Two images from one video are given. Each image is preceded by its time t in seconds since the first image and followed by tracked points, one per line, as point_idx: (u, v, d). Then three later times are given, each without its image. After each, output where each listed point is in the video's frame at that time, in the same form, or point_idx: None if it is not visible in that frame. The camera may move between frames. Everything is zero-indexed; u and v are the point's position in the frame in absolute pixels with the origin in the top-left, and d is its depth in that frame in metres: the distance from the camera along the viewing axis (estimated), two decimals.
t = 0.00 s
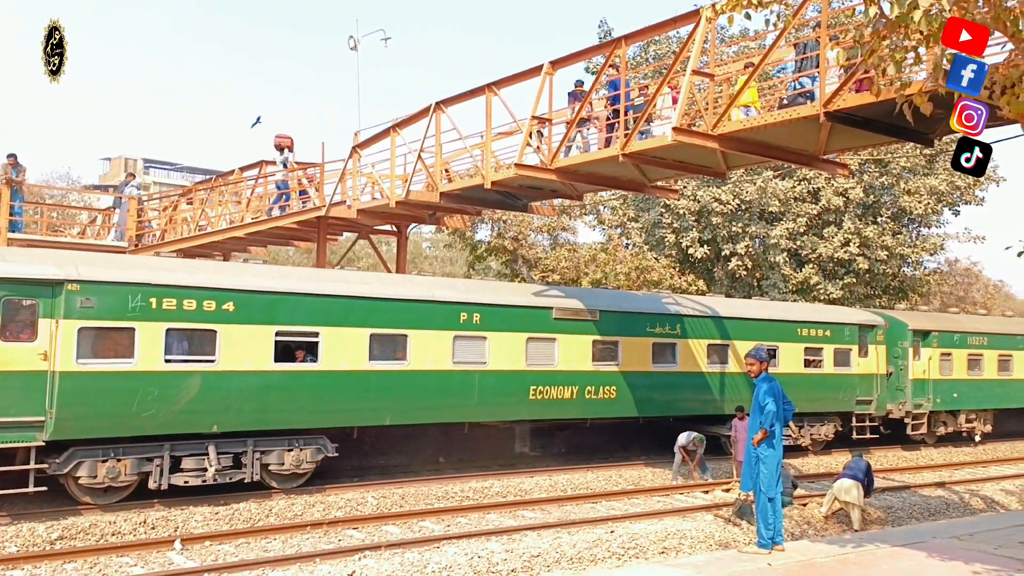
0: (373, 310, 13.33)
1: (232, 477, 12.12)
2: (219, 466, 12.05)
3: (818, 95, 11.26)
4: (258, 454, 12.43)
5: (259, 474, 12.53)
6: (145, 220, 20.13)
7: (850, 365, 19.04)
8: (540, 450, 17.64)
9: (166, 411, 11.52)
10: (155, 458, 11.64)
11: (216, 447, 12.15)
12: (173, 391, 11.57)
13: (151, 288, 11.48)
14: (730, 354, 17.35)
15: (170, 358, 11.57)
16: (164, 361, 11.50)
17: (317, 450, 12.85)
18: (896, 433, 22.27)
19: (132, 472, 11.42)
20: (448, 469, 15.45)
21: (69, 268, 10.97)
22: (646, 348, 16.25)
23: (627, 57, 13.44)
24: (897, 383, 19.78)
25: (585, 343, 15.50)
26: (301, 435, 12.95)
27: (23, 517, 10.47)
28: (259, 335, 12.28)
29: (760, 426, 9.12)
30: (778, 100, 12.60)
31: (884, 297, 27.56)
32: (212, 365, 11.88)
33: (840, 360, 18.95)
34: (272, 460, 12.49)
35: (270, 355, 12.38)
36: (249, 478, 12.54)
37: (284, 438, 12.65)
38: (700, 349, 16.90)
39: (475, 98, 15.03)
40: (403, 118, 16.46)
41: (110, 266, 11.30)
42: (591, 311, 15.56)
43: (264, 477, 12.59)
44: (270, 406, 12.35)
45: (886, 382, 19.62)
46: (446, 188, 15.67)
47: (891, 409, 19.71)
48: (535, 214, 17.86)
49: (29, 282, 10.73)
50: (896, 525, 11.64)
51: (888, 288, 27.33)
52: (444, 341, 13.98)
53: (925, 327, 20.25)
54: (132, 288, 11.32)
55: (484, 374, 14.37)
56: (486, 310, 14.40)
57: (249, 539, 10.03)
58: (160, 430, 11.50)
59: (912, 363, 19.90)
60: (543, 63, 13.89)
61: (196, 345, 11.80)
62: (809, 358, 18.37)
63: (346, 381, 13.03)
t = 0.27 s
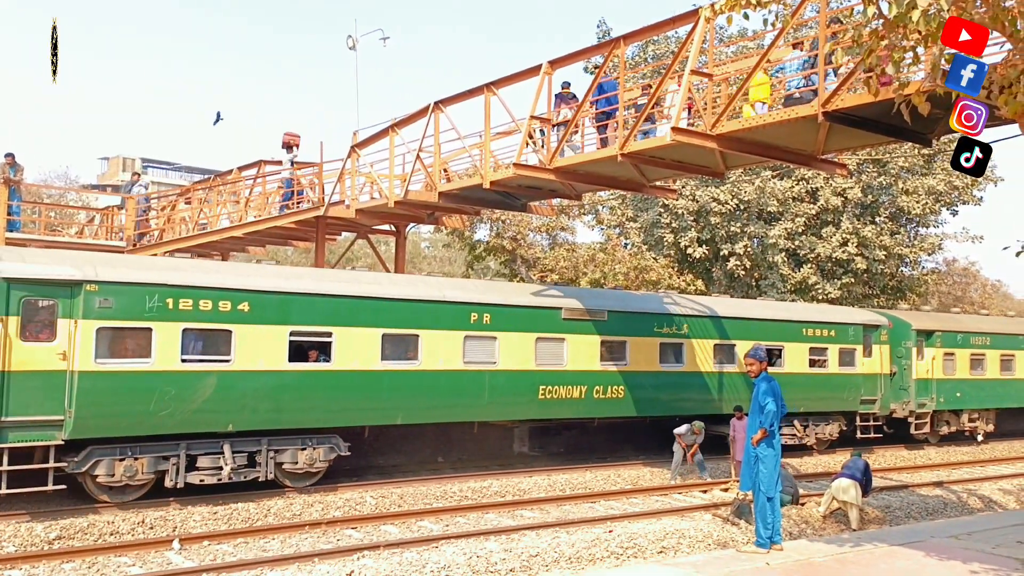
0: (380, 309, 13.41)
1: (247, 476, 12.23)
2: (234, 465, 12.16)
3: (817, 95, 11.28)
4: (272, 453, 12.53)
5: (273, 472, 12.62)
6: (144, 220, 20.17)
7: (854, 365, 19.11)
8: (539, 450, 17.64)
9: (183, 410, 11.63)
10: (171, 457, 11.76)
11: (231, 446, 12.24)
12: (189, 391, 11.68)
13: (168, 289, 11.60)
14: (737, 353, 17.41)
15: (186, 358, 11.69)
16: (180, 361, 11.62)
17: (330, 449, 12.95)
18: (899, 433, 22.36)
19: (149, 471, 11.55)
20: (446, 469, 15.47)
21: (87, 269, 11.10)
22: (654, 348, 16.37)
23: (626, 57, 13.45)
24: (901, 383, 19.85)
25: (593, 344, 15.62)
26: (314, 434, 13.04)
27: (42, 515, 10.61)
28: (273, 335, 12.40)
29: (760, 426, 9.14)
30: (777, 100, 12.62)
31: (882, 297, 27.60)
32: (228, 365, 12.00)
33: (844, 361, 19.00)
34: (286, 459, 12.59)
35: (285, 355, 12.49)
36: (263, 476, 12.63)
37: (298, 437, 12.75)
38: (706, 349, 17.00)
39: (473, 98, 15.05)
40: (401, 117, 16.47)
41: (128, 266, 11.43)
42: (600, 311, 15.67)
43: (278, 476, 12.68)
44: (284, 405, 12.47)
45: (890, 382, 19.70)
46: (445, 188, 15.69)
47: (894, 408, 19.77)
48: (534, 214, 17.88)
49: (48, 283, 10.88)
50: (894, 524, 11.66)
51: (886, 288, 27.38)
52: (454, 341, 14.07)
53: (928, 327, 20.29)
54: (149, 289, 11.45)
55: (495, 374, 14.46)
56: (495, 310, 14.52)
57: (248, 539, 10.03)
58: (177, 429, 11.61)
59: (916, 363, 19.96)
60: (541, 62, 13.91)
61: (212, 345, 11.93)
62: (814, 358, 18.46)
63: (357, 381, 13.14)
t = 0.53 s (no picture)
0: (383, 309, 13.47)
1: (260, 474, 12.38)
2: (247, 464, 12.30)
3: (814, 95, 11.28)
4: (284, 452, 12.67)
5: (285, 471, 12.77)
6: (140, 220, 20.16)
7: (856, 365, 19.20)
8: (535, 450, 17.63)
9: (197, 410, 11.76)
10: (185, 456, 11.90)
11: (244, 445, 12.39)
12: (203, 391, 11.82)
13: (183, 290, 11.78)
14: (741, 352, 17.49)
15: (201, 358, 11.84)
16: (195, 360, 11.77)
17: (341, 448, 13.09)
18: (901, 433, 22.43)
19: (163, 469, 11.69)
20: (443, 469, 15.47)
21: (104, 270, 11.26)
22: (659, 349, 16.47)
23: (622, 57, 13.45)
24: (903, 383, 19.94)
25: (601, 344, 15.76)
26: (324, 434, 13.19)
27: (59, 513, 10.76)
28: (286, 335, 12.55)
29: (757, 425, 9.15)
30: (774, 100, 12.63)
31: (878, 297, 27.64)
32: (241, 365, 12.15)
33: (846, 360, 19.07)
34: (297, 458, 12.74)
35: (297, 355, 12.63)
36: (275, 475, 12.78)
37: (310, 436, 12.88)
38: (710, 349, 17.11)
39: (470, 98, 15.05)
40: (398, 117, 16.46)
41: (143, 268, 11.60)
42: (605, 312, 15.80)
43: (290, 475, 12.82)
44: (297, 405, 12.61)
45: (892, 381, 19.78)
46: (441, 187, 15.68)
47: (896, 408, 19.88)
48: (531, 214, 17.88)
49: (65, 283, 11.03)
50: (890, 523, 11.68)
51: (882, 287, 27.43)
52: (463, 341, 14.21)
53: (930, 327, 20.37)
54: (164, 289, 11.63)
55: (503, 374, 14.57)
56: (503, 311, 14.64)
57: (245, 539, 10.03)
58: (191, 428, 11.73)
59: (917, 362, 20.07)
60: (537, 63, 13.91)
61: (225, 345, 12.08)
62: (818, 358, 18.60)
63: (367, 381, 13.26)
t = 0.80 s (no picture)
0: (381, 309, 13.48)
1: (271, 473, 12.49)
2: (258, 463, 12.42)
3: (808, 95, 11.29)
4: (295, 451, 12.77)
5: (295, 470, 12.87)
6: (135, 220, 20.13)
7: (857, 365, 19.33)
8: (530, 450, 17.63)
9: (209, 410, 11.88)
10: (197, 455, 12.00)
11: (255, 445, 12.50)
12: (215, 390, 11.94)
13: (195, 291, 11.88)
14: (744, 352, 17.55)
15: (213, 358, 11.96)
16: (207, 360, 11.89)
17: (350, 447, 13.19)
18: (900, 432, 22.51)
19: (176, 468, 11.80)
20: (439, 469, 15.47)
21: (117, 272, 11.37)
22: (663, 349, 16.57)
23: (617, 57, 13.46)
24: (903, 382, 20.05)
25: (606, 344, 15.87)
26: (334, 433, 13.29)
27: (74, 512, 10.88)
28: (296, 335, 12.66)
29: (754, 425, 9.17)
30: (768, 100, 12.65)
31: (873, 297, 27.69)
32: (253, 365, 12.27)
33: (846, 361, 19.20)
34: (307, 457, 12.84)
35: (307, 355, 12.74)
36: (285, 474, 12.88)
37: (319, 435, 12.98)
38: (713, 349, 17.22)
39: (465, 98, 15.05)
40: (393, 117, 16.45)
41: (156, 269, 11.72)
42: (610, 312, 15.91)
43: (300, 474, 12.93)
44: (307, 404, 12.72)
45: (892, 381, 19.90)
46: (436, 187, 15.67)
47: (896, 408, 20.02)
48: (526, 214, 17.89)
49: (79, 284, 11.15)
50: (884, 523, 11.70)
51: (876, 288, 27.49)
52: (471, 342, 14.31)
53: (929, 327, 20.47)
54: (177, 290, 11.75)
55: (509, 374, 14.70)
56: (510, 311, 14.75)
57: (240, 539, 10.02)
58: (203, 427, 11.85)
59: (917, 362, 20.16)
60: (533, 62, 13.91)
61: (237, 345, 12.20)
62: (819, 358, 18.73)
63: (376, 381, 13.36)
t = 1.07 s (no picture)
0: (380, 309, 13.48)
1: (281, 472, 12.57)
2: (269, 462, 12.50)
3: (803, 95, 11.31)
4: (304, 450, 12.85)
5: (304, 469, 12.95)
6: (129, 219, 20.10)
7: (858, 364, 19.43)
8: (526, 449, 17.62)
9: (220, 409, 11.95)
10: (209, 455, 12.08)
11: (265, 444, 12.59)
12: (227, 390, 12.02)
13: (207, 291, 11.95)
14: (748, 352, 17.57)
15: (225, 358, 12.04)
16: (219, 361, 11.96)
17: (359, 447, 13.28)
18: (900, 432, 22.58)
19: (187, 468, 11.86)
20: (434, 469, 15.45)
21: (130, 273, 11.42)
22: (667, 349, 16.68)
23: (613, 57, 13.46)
24: (903, 382, 20.13)
25: (611, 345, 15.99)
26: (342, 433, 13.39)
27: (87, 510, 10.96)
28: (306, 336, 12.75)
29: (749, 425, 9.17)
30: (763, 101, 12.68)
31: (867, 297, 27.71)
32: (264, 365, 12.35)
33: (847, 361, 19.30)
34: (317, 456, 12.93)
35: (317, 355, 12.84)
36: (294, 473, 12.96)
37: (328, 435, 13.06)
38: (716, 349, 17.33)
39: (460, 97, 15.04)
40: (388, 116, 16.44)
41: (168, 269, 11.77)
42: (614, 312, 16.04)
43: (309, 474, 13.01)
44: (317, 404, 12.81)
45: (892, 381, 19.99)
46: (432, 187, 15.66)
47: (896, 407, 20.09)
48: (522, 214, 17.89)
49: (93, 285, 11.19)
50: (879, 522, 11.72)
51: (871, 288, 27.53)
52: (477, 342, 14.43)
53: (929, 327, 20.55)
54: (189, 291, 11.81)
55: (516, 374, 14.83)
56: (516, 312, 14.86)
57: (234, 540, 10.00)
58: (214, 427, 11.92)
59: (917, 362, 20.23)
60: (528, 62, 13.91)
61: (248, 346, 12.28)
62: (820, 358, 18.85)
63: (383, 382, 13.45)
